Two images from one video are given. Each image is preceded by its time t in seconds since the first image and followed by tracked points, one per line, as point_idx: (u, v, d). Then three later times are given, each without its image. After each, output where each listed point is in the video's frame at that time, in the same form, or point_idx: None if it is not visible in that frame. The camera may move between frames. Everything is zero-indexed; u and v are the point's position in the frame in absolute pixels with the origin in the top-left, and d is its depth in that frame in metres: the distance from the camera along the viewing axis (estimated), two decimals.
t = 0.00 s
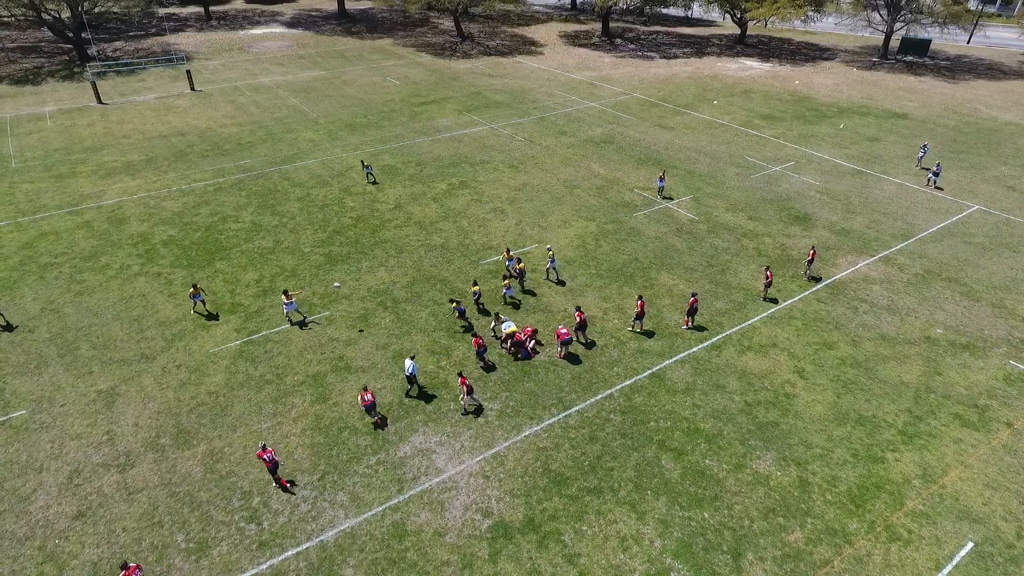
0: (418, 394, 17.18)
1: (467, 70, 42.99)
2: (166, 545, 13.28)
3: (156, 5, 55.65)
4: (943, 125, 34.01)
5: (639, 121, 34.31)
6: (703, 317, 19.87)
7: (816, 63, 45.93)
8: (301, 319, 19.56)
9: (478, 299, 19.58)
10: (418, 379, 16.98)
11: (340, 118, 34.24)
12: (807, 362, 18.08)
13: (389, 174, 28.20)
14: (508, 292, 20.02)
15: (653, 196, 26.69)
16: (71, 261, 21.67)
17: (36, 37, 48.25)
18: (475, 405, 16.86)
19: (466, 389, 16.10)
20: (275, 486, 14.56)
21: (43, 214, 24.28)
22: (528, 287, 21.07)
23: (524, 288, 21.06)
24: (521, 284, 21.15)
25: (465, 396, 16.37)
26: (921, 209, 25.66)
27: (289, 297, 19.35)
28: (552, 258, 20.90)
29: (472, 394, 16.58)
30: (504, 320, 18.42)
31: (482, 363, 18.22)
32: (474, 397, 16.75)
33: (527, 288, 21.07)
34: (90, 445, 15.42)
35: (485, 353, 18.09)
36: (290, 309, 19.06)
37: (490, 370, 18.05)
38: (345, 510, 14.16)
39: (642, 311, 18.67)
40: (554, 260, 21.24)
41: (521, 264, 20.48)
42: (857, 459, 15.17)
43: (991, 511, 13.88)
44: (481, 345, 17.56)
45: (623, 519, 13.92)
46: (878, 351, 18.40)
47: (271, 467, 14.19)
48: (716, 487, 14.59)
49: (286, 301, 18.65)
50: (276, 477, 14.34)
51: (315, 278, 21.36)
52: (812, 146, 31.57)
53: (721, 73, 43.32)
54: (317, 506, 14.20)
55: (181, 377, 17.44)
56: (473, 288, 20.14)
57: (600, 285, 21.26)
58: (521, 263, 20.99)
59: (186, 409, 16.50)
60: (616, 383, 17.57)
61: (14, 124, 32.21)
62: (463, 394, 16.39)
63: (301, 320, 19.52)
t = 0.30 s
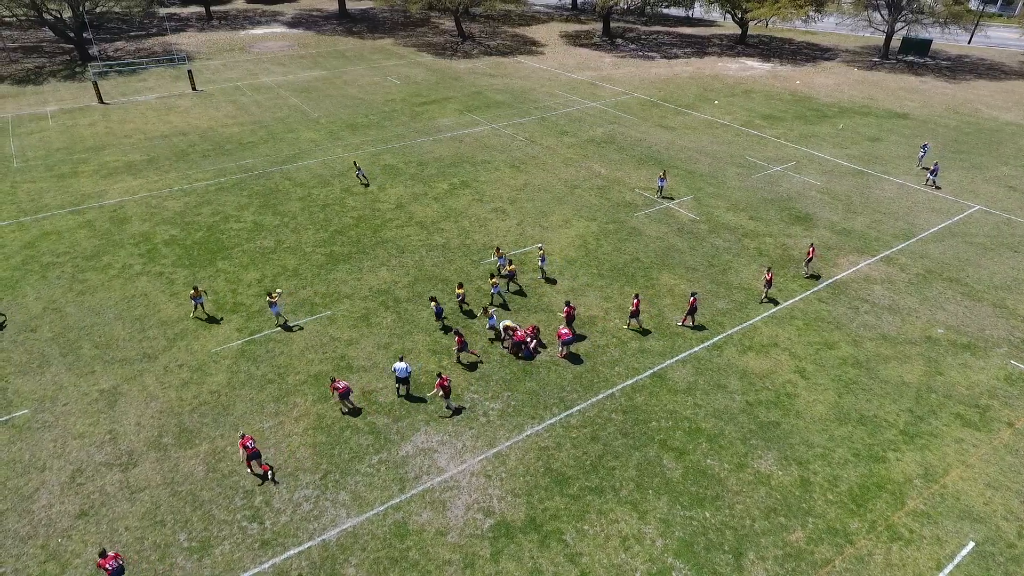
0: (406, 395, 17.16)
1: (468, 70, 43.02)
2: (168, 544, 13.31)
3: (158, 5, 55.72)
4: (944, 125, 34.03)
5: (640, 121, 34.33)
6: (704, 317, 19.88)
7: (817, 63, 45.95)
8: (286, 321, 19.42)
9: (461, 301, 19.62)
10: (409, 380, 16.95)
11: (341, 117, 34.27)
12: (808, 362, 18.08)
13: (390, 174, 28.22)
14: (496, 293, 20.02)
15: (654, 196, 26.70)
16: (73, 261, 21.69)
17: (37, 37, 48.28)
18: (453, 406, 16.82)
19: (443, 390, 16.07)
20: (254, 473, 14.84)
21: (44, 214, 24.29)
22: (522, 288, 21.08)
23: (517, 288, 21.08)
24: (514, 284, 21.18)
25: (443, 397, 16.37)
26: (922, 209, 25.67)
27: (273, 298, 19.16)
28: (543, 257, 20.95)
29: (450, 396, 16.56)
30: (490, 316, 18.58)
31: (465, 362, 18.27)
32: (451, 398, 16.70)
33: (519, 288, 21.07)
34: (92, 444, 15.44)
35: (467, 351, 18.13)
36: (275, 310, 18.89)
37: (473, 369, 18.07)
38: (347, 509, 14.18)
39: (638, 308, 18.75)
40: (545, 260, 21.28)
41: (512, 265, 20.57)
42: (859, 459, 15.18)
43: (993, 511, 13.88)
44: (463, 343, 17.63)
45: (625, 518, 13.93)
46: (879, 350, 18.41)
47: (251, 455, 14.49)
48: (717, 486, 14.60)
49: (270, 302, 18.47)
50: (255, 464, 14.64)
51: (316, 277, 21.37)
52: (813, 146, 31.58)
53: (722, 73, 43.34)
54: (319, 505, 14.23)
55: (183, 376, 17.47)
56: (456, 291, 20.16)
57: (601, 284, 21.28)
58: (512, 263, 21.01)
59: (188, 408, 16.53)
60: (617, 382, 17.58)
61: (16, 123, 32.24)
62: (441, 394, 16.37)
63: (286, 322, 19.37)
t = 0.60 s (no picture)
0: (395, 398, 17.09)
1: (469, 70, 43.04)
2: (172, 542, 13.34)
3: (159, 5, 55.78)
4: (945, 125, 34.03)
5: (641, 121, 34.34)
6: (706, 317, 19.89)
7: (818, 63, 45.95)
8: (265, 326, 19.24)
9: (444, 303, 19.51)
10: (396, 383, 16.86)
11: (343, 117, 34.30)
12: (810, 362, 18.08)
13: (392, 174, 28.22)
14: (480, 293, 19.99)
15: (655, 196, 26.70)
16: (75, 260, 21.71)
17: (39, 37, 48.35)
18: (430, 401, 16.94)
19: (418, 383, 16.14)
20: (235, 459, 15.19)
21: (47, 213, 24.32)
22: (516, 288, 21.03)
23: (509, 288, 21.03)
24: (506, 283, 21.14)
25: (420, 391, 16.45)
26: (923, 209, 25.69)
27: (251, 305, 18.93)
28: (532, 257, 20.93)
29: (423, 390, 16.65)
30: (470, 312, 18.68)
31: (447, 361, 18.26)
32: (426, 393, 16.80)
33: (508, 288, 21.02)
34: (95, 443, 15.47)
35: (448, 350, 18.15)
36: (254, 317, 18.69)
37: (454, 368, 18.07)
38: (349, 508, 14.19)
39: (633, 305, 18.82)
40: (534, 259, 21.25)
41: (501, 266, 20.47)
42: (861, 458, 15.17)
43: (994, 511, 13.88)
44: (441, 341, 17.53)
45: (627, 518, 13.93)
46: (881, 350, 18.41)
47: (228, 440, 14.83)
48: (719, 486, 14.60)
49: (249, 310, 18.29)
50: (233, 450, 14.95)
51: (318, 277, 21.38)
52: (814, 146, 31.59)
53: (723, 73, 43.35)
54: (322, 504, 14.25)
55: (186, 375, 17.49)
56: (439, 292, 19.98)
57: (603, 284, 21.28)
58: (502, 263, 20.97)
59: (191, 407, 16.55)
60: (619, 382, 17.59)
61: (18, 123, 32.28)
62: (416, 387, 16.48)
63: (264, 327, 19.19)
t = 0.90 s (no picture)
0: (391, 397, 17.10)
1: (482, 70, 43.11)
2: (185, 535, 13.51)
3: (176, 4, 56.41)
4: (962, 128, 33.63)
5: (653, 122, 34.24)
6: (718, 318, 19.78)
7: (833, 65, 45.58)
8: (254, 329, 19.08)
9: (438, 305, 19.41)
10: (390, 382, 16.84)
11: (356, 116, 34.49)
12: (823, 365, 17.94)
13: (404, 173, 28.33)
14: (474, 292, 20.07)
15: (668, 196, 26.61)
16: (92, 255, 22.00)
17: (58, 35, 49.00)
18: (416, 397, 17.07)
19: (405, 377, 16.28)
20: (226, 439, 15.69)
21: (65, 209, 24.68)
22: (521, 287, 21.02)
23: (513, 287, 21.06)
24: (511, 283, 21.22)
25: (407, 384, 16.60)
26: (939, 212, 25.40)
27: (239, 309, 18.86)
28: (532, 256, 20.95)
29: (410, 385, 16.80)
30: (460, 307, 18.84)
31: (441, 360, 18.25)
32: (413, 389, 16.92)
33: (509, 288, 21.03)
34: (111, 436, 15.70)
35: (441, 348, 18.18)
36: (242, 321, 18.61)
37: (448, 367, 18.06)
38: (360, 504, 14.28)
39: (638, 304, 18.91)
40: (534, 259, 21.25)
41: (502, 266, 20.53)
42: (874, 463, 15.02)
43: (1011, 519, 13.68)
44: (435, 339, 17.67)
45: (636, 519, 13.88)
46: (895, 354, 18.22)
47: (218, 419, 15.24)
48: (730, 488, 14.52)
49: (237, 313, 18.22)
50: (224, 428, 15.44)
51: (330, 274, 21.51)
52: (829, 147, 31.34)
53: (737, 74, 43.11)
54: (333, 500, 14.35)
55: (199, 369, 17.66)
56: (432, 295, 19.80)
57: (614, 284, 21.22)
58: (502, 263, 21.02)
59: (204, 402, 16.72)
60: (630, 382, 17.55)
61: (37, 120, 32.78)
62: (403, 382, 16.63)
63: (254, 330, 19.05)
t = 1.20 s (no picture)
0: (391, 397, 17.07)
1: (509, 70, 43.13)
2: (207, 524, 13.76)
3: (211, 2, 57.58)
4: (1002, 136, 32.66)
5: (681, 124, 33.91)
6: (743, 325, 19.50)
7: (868, 69, 44.64)
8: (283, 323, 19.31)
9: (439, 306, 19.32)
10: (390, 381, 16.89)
11: (384, 115, 34.75)
12: (850, 376, 17.57)
13: (430, 171, 28.48)
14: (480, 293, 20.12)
15: (695, 200, 26.33)
16: (125, 247, 22.51)
17: (98, 31, 50.31)
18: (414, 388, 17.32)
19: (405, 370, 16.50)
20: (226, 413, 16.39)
21: (100, 201, 25.29)
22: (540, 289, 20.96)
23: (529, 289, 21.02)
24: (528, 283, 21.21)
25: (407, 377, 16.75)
26: (975, 222, 24.72)
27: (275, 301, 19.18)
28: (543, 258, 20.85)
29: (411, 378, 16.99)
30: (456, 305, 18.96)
31: (445, 361, 18.19)
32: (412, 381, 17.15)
33: (520, 291, 20.96)
34: (138, 424, 16.04)
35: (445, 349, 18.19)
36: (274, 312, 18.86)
37: (451, 369, 18.00)
38: (378, 500, 14.37)
39: (655, 304, 18.79)
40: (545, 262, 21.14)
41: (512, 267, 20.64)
42: (901, 478, 14.66)
43: None
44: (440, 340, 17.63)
45: (655, 525, 13.73)
46: (926, 367, 17.76)
47: (219, 397, 15.85)
48: (751, 498, 14.28)
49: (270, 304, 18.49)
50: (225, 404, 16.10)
51: (355, 271, 21.70)
52: (862, 153, 30.71)
53: (768, 77, 42.49)
54: (351, 495, 14.47)
55: (225, 362, 17.96)
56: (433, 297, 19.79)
57: (638, 288, 21.05)
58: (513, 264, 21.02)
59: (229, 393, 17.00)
60: (651, 387, 17.39)
61: (76, 114, 33.70)
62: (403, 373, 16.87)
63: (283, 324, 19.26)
